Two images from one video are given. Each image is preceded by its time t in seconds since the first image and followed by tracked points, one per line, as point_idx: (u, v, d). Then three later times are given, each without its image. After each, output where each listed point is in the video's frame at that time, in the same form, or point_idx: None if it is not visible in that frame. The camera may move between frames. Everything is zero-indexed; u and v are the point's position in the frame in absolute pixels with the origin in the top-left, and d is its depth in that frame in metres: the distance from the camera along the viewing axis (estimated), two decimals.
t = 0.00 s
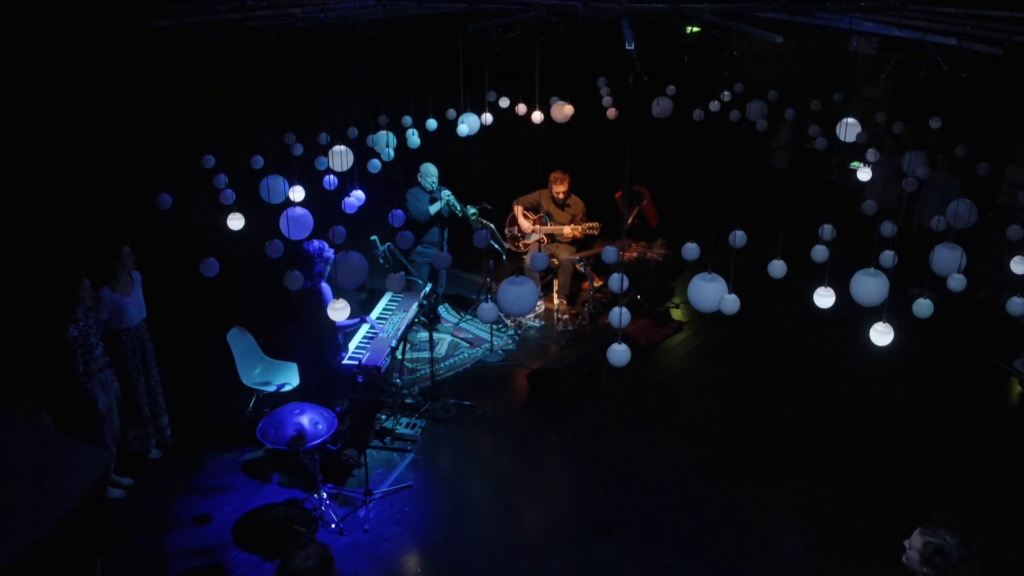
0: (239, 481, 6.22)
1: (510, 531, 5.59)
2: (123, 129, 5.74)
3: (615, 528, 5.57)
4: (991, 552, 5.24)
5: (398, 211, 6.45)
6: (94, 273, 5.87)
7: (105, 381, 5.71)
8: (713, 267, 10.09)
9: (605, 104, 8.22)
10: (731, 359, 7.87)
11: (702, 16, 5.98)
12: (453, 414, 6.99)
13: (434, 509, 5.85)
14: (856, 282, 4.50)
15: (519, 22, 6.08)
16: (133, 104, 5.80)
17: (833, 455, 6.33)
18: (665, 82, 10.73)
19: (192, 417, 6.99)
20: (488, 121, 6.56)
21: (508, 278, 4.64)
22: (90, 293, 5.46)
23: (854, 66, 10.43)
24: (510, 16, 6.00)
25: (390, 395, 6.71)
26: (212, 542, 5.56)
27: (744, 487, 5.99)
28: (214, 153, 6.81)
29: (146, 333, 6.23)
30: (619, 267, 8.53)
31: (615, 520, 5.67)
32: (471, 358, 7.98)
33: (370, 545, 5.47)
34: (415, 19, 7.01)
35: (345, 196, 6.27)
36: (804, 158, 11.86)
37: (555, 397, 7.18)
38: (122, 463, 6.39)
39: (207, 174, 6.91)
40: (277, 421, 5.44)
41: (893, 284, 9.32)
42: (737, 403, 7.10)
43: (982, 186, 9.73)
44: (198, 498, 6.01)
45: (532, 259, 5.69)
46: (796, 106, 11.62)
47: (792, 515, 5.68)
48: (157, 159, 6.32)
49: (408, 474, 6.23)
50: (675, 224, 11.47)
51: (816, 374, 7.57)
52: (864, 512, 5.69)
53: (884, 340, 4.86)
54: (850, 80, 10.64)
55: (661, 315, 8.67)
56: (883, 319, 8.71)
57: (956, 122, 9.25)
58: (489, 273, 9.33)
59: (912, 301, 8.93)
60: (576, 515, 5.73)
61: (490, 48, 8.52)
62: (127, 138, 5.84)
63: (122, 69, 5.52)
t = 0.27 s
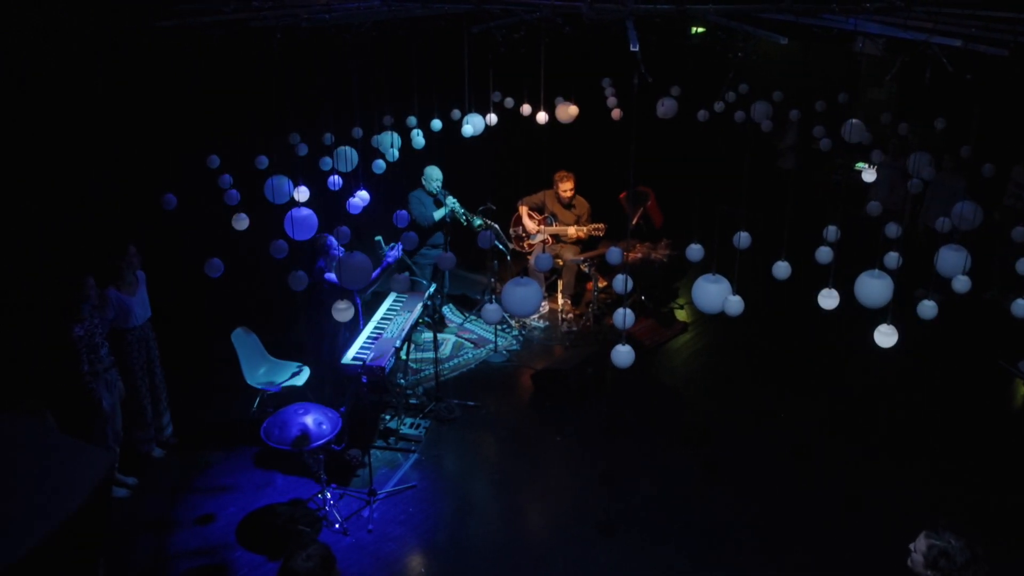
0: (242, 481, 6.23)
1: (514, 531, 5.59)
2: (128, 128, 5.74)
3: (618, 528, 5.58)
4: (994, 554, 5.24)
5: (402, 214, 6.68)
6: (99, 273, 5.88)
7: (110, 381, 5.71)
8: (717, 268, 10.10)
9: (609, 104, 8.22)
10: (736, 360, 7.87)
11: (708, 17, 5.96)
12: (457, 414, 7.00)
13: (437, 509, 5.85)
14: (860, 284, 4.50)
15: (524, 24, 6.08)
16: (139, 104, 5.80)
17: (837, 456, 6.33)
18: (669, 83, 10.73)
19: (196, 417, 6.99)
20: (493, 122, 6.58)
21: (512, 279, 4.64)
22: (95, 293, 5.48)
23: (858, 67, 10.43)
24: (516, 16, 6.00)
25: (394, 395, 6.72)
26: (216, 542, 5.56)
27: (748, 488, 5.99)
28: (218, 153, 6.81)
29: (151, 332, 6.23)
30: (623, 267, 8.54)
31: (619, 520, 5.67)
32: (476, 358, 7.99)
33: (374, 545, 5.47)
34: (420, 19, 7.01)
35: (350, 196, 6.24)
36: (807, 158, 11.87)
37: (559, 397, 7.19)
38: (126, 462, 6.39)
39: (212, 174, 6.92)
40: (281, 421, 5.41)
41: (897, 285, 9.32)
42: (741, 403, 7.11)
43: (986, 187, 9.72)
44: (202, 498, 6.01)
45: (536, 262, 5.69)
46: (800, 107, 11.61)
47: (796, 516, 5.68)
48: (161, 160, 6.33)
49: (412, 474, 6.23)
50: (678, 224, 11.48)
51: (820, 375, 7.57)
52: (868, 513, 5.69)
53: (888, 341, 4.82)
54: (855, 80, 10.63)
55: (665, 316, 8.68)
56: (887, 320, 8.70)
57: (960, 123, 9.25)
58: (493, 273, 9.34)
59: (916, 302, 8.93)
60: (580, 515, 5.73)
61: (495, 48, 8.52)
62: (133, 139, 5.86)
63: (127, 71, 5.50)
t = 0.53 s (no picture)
0: (244, 481, 6.23)
1: (516, 531, 5.59)
2: (130, 129, 5.75)
3: (620, 529, 5.57)
4: (996, 554, 5.23)
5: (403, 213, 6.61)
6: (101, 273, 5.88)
7: (112, 381, 5.71)
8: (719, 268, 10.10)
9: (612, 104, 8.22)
10: (738, 361, 7.87)
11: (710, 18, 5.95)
12: (459, 415, 7.00)
13: (439, 509, 5.85)
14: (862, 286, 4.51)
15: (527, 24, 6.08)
16: (141, 104, 5.80)
17: (839, 457, 6.33)
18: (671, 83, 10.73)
19: (198, 417, 7.00)
20: (495, 122, 6.60)
21: (514, 280, 4.65)
22: (97, 293, 5.49)
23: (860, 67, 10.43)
24: (518, 17, 6.00)
25: (396, 395, 6.73)
26: (217, 542, 5.56)
27: (750, 489, 5.99)
28: (221, 153, 6.82)
29: (154, 332, 6.23)
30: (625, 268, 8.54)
31: (621, 520, 5.67)
32: (477, 358, 7.99)
33: (376, 545, 5.47)
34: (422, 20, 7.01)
35: (352, 197, 6.23)
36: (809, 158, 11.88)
37: (561, 398, 7.19)
38: (128, 462, 6.39)
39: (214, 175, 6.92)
40: (283, 421, 5.39)
41: (899, 286, 9.31)
42: (743, 404, 7.11)
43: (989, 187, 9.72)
44: (203, 498, 6.02)
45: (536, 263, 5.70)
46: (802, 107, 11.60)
47: (798, 517, 5.68)
48: (163, 160, 6.34)
49: (414, 474, 6.23)
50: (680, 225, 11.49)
51: (822, 376, 7.57)
52: (870, 514, 5.68)
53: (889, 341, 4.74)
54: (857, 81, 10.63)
55: (667, 316, 8.68)
56: (889, 321, 8.70)
57: (963, 124, 9.24)
58: (495, 274, 9.35)
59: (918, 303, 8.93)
60: (582, 516, 5.73)
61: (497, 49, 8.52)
62: (135, 139, 5.87)
63: (130, 71, 5.51)
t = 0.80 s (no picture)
0: (245, 481, 6.23)
1: (516, 532, 5.59)
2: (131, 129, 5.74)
3: (620, 529, 5.57)
4: (997, 555, 5.23)
5: (403, 212, 6.57)
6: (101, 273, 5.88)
7: (112, 381, 5.64)
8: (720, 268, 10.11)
9: (613, 105, 8.22)
10: (739, 361, 7.88)
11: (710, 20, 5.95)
12: (460, 415, 7.00)
13: (440, 510, 5.85)
14: (861, 287, 4.51)
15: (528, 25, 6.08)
16: (141, 104, 5.80)
17: (839, 457, 6.34)
18: (671, 84, 10.76)
19: (199, 417, 7.00)
20: (496, 122, 6.63)
21: (515, 280, 4.65)
22: (96, 293, 5.23)
23: (861, 68, 10.44)
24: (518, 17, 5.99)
25: (397, 395, 6.72)
26: (218, 542, 5.56)
27: (751, 489, 5.99)
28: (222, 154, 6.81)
29: (154, 332, 6.20)
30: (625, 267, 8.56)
31: (621, 520, 5.67)
32: (478, 358, 7.99)
33: (376, 545, 5.47)
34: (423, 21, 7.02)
35: (352, 197, 6.23)
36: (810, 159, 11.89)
37: (562, 397, 7.20)
38: (129, 462, 6.40)
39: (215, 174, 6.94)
40: (283, 421, 5.41)
41: (900, 286, 9.31)
42: (744, 403, 7.11)
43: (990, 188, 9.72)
44: (204, 498, 6.02)
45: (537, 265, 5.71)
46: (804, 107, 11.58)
47: (798, 517, 5.68)
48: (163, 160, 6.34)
49: (414, 474, 6.24)
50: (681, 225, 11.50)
51: (823, 376, 7.56)
52: (871, 514, 5.68)
53: (891, 344, 4.91)
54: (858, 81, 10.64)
55: (668, 316, 8.69)
56: (890, 321, 8.70)
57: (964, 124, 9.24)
58: (496, 274, 9.34)
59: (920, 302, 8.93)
60: (583, 516, 5.73)
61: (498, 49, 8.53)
62: (135, 139, 5.86)
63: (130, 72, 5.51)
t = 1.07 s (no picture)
0: (244, 481, 6.23)
1: (516, 531, 5.59)
2: (130, 129, 5.75)
3: (620, 529, 5.57)
4: (997, 554, 5.24)
5: (403, 212, 6.57)
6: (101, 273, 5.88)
7: (112, 381, 5.70)
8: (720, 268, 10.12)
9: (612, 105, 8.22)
10: (739, 360, 7.88)
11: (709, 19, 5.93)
12: (459, 414, 7.01)
13: (439, 509, 5.85)
14: (860, 287, 4.51)
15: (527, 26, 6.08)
16: (141, 103, 5.81)
17: (839, 456, 6.34)
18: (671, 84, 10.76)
19: (198, 417, 6.99)
20: (497, 122, 6.65)
21: (515, 279, 4.64)
22: (95, 292, 5.34)
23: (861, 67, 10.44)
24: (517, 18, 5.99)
25: (397, 395, 6.72)
26: (218, 541, 5.56)
27: (750, 488, 5.99)
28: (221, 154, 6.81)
29: (154, 332, 6.20)
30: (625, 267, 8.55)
31: (621, 520, 5.67)
32: (478, 358, 8.00)
33: (376, 545, 5.47)
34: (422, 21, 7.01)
35: (352, 197, 6.23)
36: (810, 158, 11.89)
37: (562, 397, 7.21)
38: (128, 462, 6.40)
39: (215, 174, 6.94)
40: (283, 421, 5.40)
41: (899, 286, 9.32)
42: (744, 403, 7.12)
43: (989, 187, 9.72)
44: (204, 498, 6.02)
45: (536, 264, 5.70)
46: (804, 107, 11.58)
47: (797, 516, 5.69)
48: (163, 160, 6.34)
49: (414, 474, 6.24)
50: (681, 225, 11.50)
51: (823, 376, 7.56)
52: (870, 513, 5.69)
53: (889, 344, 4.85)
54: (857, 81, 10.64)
55: (668, 316, 8.70)
56: (889, 321, 8.71)
57: (963, 124, 9.24)
58: (495, 274, 9.34)
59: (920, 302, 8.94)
60: (583, 516, 5.73)
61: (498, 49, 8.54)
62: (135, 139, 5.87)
63: (130, 71, 5.52)
